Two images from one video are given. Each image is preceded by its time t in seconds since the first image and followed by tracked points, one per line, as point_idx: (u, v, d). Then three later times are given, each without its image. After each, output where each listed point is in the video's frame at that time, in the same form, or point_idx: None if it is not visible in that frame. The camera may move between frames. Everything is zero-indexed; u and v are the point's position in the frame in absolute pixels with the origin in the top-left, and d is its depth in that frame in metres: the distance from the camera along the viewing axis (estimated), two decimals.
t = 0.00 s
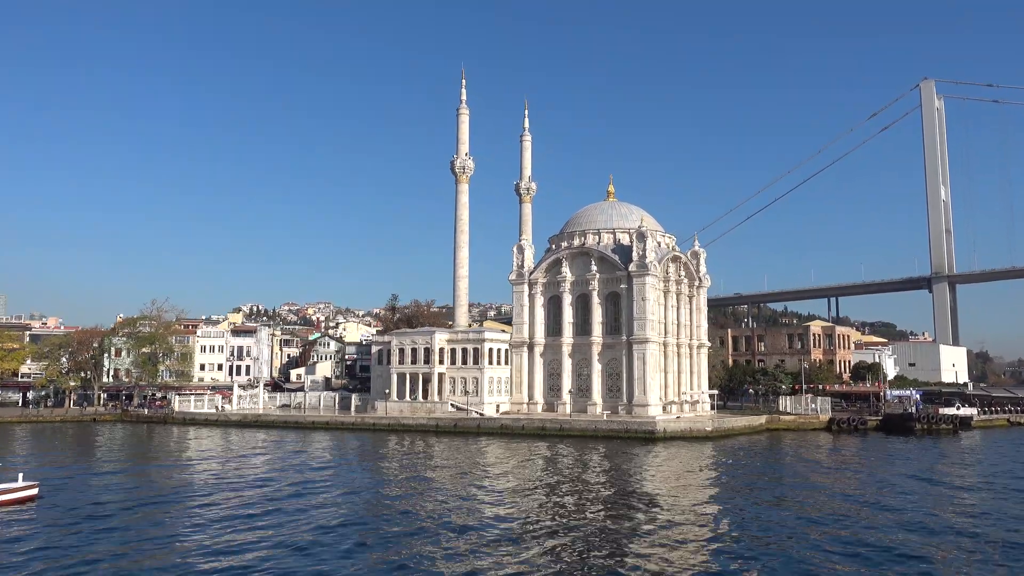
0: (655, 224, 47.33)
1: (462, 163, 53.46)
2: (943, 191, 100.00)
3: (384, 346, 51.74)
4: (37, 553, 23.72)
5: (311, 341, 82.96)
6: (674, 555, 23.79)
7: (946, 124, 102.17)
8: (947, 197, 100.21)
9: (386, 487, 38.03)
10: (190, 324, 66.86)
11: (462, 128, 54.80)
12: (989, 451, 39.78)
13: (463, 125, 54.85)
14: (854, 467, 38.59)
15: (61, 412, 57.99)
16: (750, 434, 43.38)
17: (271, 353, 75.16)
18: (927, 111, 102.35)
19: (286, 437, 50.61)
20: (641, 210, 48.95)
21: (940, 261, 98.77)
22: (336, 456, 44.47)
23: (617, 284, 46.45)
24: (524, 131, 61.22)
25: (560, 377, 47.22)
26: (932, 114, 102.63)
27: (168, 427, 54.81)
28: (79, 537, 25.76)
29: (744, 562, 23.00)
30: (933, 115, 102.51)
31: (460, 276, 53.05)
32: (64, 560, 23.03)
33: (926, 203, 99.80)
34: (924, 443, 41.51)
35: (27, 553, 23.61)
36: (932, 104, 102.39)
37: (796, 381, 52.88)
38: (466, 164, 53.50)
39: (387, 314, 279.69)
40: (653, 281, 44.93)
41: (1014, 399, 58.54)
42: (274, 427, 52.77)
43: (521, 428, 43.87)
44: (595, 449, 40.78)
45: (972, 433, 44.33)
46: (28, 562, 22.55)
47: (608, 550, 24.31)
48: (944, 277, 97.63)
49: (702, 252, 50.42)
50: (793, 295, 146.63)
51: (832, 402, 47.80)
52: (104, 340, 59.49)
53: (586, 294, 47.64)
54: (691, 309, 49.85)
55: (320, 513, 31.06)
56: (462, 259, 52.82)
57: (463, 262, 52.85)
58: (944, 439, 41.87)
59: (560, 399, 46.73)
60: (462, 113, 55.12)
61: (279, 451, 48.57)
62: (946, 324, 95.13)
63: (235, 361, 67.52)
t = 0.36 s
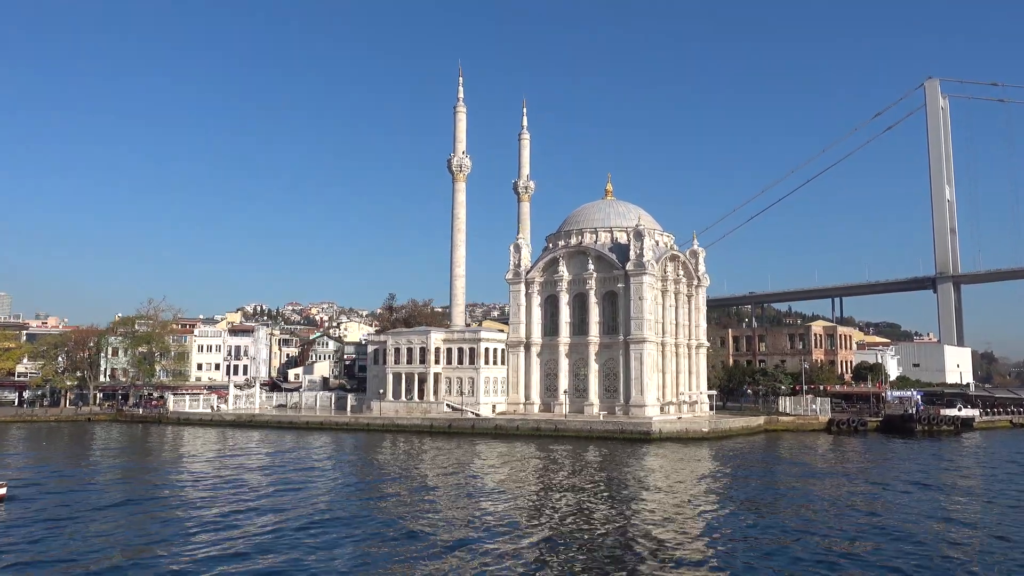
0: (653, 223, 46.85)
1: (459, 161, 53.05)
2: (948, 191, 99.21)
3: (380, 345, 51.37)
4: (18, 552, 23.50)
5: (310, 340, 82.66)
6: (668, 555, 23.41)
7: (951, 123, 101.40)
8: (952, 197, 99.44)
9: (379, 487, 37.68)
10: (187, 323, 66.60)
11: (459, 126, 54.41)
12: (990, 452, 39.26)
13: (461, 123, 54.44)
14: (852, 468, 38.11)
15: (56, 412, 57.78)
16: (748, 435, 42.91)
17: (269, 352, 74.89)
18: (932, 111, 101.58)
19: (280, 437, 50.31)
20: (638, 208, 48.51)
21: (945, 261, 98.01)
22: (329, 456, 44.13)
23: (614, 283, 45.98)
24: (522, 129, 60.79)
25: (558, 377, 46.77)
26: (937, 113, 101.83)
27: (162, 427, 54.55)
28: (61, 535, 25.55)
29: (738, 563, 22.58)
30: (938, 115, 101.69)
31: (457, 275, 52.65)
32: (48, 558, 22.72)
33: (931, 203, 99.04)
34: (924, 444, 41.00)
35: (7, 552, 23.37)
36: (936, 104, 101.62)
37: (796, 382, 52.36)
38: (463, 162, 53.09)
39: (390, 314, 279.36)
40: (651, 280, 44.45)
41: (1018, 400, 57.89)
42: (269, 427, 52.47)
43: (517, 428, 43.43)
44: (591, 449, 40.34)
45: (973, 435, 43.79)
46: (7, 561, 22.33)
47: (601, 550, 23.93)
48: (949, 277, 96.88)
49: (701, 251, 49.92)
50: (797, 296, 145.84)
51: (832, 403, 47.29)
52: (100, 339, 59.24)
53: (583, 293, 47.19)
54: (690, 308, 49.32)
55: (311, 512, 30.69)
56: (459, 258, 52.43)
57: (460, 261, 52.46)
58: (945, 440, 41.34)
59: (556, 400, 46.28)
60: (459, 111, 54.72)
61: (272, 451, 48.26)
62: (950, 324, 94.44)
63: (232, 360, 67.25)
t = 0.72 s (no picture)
0: (651, 221, 46.37)
1: (456, 160, 52.65)
2: (953, 190, 98.40)
3: (377, 345, 51.00)
4: None
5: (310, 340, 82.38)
6: (663, 557, 22.96)
7: (956, 123, 100.60)
8: (957, 196, 98.61)
9: (372, 487, 37.31)
10: (185, 323, 66.36)
11: (457, 124, 54.01)
12: (992, 453, 38.69)
13: (458, 121, 54.04)
14: (851, 469, 37.59)
15: (52, 411, 57.59)
16: (746, 436, 42.41)
17: (267, 352, 74.67)
18: (937, 110, 100.82)
19: (276, 437, 50.01)
20: (636, 207, 48.05)
21: (950, 261, 97.21)
22: (324, 456, 43.79)
23: (611, 282, 45.51)
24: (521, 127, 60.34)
25: (555, 377, 46.30)
26: (942, 113, 101.02)
27: (157, 427, 54.29)
28: (45, 535, 25.29)
29: (733, 565, 22.10)
30: (943, 114, 100.89)
31: (454, 274, 52.23)
32: (31, 559, 22.35)
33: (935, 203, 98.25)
34: (925, 445, 40.43)
35: None
36: (941, 103, 100.85)
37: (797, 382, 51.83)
38: (460, 161, 52.69)
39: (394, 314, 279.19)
40: (648, 280, 43.97)
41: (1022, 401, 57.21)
42: (265, 427, 52.15)
43: (513, 429, 42.97)
44: (587, 450, 39.88)
45: (976, 436, 43.18)
46: None
47: (593, 552, 23.50)
48: (954, 277, 96.07)
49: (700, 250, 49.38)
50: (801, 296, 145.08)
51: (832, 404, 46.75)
52: (96, 339, 59.02)
53: (580, 292, 46.74)
54: (689, 308, 48.74)
55: (302, 513, 30.31)
56: (456, 257, 52.00)
57: (457, 260, 52.03)
58: (946, 441, 40.76)
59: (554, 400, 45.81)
60: (456, 109, 54.31)
61: (267, 452, 47.96)
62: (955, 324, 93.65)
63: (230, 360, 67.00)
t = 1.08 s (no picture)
0: (648, 220, 45.93)
1: (454, 158, 52.22)
2: (958, 189, 97.59)
3: (373, 345, 50.63)
4: None
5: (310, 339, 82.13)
6: (656, 557, 22.56)
7: (961, 121, 99.75)
8: (962, 195, 97.79)
9: (367, 488, 36.93)
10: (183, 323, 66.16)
11: (454, 122, 53.62)
12: (994, 454, 38.19)
13: (455, 120, 53.61)
14: (851, 470, 37.08)
15: (47, 411, 57.37)
16: (745, 437, 41.92)
17: (266, 352, 74.49)
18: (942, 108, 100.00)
19: (272, 438, 49.69)
20: (634, 205, 47.61)
21: (956, 260, 96.40)
22: (318, 457, 43.48)
23: (609, 282, 45.02)
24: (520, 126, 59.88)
25: (552, 377, 45.86)
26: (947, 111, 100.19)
27: (152, 427, 54.00)
28: (30, 534, 25.05)
29: (726, 567, 21.70)
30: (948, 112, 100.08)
31: (451, 274, 51.83)
32: (13, 559, 22.08)
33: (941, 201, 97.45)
34: (926, 446, 39.94)
35: None
36: (947, 101, 100.05)
37: (797, 382, 51.34)
38: (457, 159, 52.27)
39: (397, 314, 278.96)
40: (646, 279, 43.49)
41: None
42: (261, 427, 51.85)
43: (509, 429, 42.47)
44: (584, 450, 39.41)
45: (979, 437, 42.64)
46: None
47: (586, 553, 23.09)
48: (960, 276, 95.31)
49: (700, 249, 48.82)
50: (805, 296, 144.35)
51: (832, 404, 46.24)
52: (92, 338, 58.79)
53: (578, 292, 46.28)
54: (689, 307, 48.20)
55: (292, 513, 29.99)
56: (453, 256, 51.60)
57: (454, 260, 51.62)
58: (948, 442, 40.27)
59: (551, 400, 45.34)
60: (454, 107, 53.89)
61: (262, 453, 47.57)
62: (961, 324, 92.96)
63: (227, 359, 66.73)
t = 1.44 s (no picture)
0: (645, 218, 45.49)
1: (450, 156, 51.80)
2: (963, 188, 96.86)
3: (369, 344, 50.24)
4: None
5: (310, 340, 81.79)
6: (650, 558, 22.12)
7: (966, 120, 99.01)
8: (967, 194, 97.06)
9: (360, 487, 36.55)
10: (181, 322, 65.86)
11: (451, 119, 53.21)
12: (996, 455, 37.65)
13: (452, 117, 53.21)
14: (850, 471, 36.57)
15: (43, 411, 57.10)
16: (743, 437, 41.43)
17: (265, 352, 74.16)
18: (947, 107, 99.27)
19: (267, 438, 49.33)
20: (631, 203, 47.15)
21: (961, 259, 95.64)
22: (312, 457, 43.09)
23: (606, 281, 44.56)
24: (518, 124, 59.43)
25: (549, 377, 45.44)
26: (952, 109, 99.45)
27: (147, 427, 53.67)
28: (14, 533, 24.78)
29: (717, 567, 21.30)
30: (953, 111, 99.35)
31: (448, 273, 51.42)
32: None
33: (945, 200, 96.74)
34: (927, 447, 39.40)
35: None
36: (951, 100, 99.33)
37: (797, 382, 50.80)
38: (454, 157, 51.86)
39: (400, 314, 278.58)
40: (643, 278, 43.01)
41: None
42: (256, 428, 51.49)
43: (504, 430, 42.01)
44: (579, 451, 38.95)
45: (981, 438, 42.08)
46: None
47: (576, 553, 22.70)
48: (965, 276, 94.58)
49: (699, 248, 48.31)
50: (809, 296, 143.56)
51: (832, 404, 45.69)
52: (88, 338, 58.49)
53: (575, 291, 45.82)
54: (687, 306, 47.75)
55: (282, 512, 29.66)
56: (450, 255, 51.18)
57: (451, 259, 51.22)
58: (949, 443, 39.73)
59: (547, 401, 44.89)
60: (450, 105, 53.49)
61: (256, 453, 47.20)
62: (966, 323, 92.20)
63: (225, 359, 66.40)
